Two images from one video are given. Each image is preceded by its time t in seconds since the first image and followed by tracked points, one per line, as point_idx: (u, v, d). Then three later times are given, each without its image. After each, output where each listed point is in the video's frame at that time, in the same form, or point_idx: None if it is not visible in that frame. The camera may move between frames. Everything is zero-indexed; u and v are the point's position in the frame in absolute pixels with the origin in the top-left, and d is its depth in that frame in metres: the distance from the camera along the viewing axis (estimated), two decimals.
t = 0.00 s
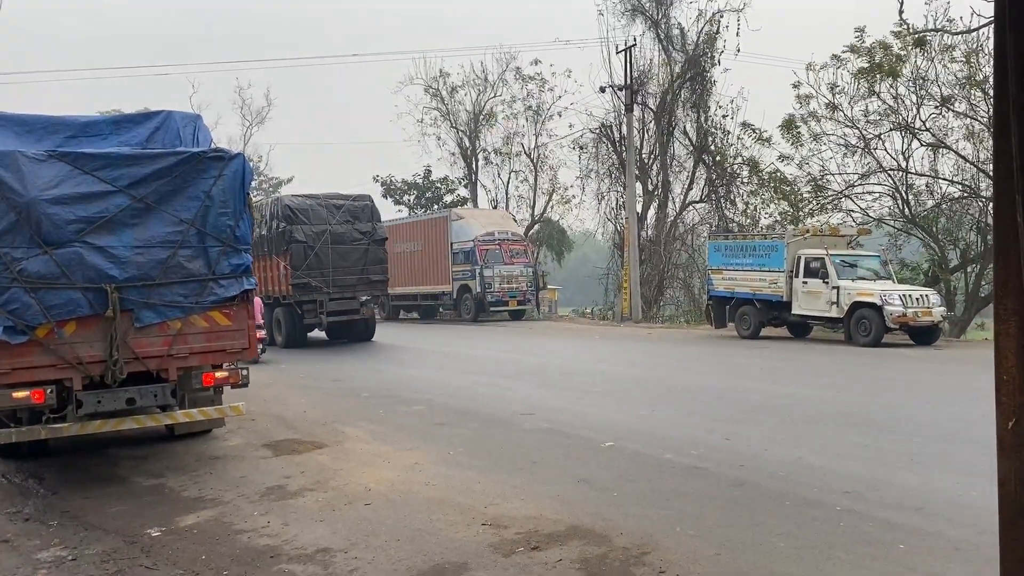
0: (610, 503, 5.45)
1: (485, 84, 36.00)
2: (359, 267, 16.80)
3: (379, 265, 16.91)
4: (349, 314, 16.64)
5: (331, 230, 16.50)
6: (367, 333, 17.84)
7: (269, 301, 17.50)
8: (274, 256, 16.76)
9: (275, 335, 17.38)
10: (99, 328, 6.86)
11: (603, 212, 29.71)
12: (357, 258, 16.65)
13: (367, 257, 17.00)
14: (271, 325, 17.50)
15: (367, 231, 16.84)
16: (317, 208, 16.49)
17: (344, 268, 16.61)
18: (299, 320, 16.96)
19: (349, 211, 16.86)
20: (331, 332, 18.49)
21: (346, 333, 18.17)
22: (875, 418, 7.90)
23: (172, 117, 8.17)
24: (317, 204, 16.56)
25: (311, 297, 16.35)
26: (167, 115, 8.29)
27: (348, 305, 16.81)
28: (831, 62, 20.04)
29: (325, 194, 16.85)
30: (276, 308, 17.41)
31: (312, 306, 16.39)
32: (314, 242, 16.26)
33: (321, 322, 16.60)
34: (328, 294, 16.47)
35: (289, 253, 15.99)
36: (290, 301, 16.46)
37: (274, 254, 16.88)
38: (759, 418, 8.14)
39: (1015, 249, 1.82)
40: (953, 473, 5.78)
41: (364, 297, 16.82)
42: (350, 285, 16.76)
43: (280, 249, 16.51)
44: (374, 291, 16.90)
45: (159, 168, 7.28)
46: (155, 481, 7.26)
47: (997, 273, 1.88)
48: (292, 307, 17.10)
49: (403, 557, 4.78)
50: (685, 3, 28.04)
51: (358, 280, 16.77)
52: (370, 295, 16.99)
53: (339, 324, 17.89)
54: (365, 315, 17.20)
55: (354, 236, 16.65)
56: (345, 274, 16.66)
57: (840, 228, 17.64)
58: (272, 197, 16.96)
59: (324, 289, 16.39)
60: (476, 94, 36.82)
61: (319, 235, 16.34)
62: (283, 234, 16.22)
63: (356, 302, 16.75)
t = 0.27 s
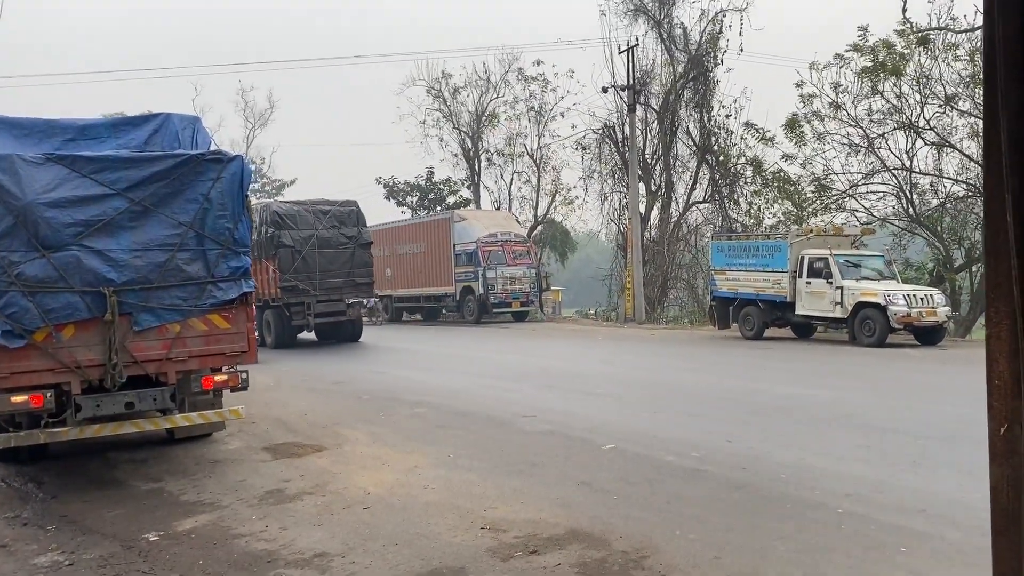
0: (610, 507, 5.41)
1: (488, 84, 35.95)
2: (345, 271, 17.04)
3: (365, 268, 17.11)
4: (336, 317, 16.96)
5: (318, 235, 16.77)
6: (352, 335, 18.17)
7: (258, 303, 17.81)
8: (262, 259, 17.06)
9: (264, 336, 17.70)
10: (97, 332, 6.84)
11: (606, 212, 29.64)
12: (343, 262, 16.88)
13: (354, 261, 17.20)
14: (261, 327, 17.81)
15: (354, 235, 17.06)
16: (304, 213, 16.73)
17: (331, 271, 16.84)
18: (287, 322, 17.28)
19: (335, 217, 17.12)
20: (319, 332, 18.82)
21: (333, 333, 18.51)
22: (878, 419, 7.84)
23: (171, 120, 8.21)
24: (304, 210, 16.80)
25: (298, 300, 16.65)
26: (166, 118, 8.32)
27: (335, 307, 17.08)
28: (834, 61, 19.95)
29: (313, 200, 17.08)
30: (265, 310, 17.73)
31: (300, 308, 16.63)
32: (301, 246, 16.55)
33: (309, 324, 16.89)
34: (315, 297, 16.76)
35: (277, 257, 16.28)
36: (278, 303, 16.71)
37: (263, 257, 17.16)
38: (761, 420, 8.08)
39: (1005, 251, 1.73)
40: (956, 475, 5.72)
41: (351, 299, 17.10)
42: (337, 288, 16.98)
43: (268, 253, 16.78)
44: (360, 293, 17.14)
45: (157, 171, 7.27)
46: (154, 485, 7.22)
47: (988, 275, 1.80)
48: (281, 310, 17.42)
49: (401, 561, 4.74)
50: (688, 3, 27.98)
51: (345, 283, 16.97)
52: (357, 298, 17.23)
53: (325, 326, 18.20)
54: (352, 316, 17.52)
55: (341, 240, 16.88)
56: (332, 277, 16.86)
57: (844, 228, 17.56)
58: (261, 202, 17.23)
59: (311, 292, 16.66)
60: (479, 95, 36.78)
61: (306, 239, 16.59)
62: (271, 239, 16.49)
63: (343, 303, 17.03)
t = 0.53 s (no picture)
0: (606, 512, 5.36)
1: (492, 89, 36.01)
2: (335, 277, 17.53)
3: (354, 274, 17.63)
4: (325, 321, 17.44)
5: (308, 242, 17.29)
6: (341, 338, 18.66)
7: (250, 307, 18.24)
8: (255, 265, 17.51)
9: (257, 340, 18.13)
10: (95, 337, 6.84)
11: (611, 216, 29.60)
12: (333, 268, 17.39)
13: (343, 268, 17.71)
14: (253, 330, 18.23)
15: (342, 243, 17.62)
16: (295, 222, 17.24)
17: (322, 277, 17.33)
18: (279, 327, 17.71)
19: (324, 226, 17.69)
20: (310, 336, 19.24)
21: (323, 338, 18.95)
22: (880, 423, 7.78)
23: (170, 125, 8.16)
24: (295, 219, 17.32)
25: (290, 304, 17.12)
26: (165, 123, 8.26)
27: (325, 311, 17.61)
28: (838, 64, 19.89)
29: (303, 210, 17.61)
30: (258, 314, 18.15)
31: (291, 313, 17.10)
32: (292, 254, 17.05)
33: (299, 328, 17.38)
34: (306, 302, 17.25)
35: (268, 264, 16.76)
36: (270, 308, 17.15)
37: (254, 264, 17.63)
38: (762, 424, 8.03)
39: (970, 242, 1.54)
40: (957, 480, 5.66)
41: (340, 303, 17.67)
42: (327, 293, 17.48)
43: (260, 261, 17.25)
44: (349, 298, 17.66)
45: (155, 176, 7.26)
46: (152, 490, 7.21)
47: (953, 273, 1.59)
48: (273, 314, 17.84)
49: (393, 568, 4.71)
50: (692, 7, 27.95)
51: (335, 288, 17.48)
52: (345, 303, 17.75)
53: (315, 330, 18.69)
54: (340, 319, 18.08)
55: (330, 248, 17.44)
56: (322, 282, 17.36)
57: (848, 231, 17.48)
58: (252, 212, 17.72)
59: (302, 297, 17.14)
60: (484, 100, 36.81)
61: (297, 247, 17.08)
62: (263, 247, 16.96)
63: (332, 308, 17.58)
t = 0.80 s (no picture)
0: (601, 522, 5.27)
1: (499, 96, 36.00)
2: (326, 286, 17.88)
3: (345, 282, 17.98)
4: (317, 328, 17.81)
5: (300, 253, 17.58)
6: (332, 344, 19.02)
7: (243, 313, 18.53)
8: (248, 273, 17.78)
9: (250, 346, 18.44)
10: (91, 346, 6.79)
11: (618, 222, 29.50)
12: (324, 277, 17.71)
13: (333, 277, 18.05)
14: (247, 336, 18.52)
15: (334, 253, 17.93)
16: (288, 233, 17.54)
17: (313, 286, 17.66)
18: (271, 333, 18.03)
19: (316, 236, 17.97)
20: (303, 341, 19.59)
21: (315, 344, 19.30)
22: (884, 431, 7.65)
23: (167, 132, 8.13)
24: (287, 230, 17.61)
25: (282, 312, 17.45)
26: (162, 130, 8.24)
27: (316, 318, 17.97)
28: (845, 68, 19.76)
29: (294, 220, 17.90)
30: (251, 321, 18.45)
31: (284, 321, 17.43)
32: (284, 264, 17.37)
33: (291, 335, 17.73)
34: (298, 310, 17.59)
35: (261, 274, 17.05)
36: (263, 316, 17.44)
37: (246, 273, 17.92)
38: (764, 432, 7.91)
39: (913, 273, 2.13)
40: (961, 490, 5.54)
41: (331, 311, 18.05)
42: (317, 302, 17.86)
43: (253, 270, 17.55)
44: (340, 306, 18.03)
45: (151, 184, 7.23)
46: (148, 500, 7.16)
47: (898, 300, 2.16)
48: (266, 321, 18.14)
49: None
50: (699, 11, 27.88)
51: (325, 297, 17.86)
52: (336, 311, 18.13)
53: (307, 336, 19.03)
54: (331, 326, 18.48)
55: (321, 257, 17.76)
56: (313, 291, 17.70)
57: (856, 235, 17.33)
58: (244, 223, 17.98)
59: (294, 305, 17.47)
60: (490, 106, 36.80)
61: (289, 257, 17.38)
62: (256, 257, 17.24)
63: (323, 315, 17.96)
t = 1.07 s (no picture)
0: (603, 533, 5.23)
1: (509, 104, 36.05)
2: (322, 296, 18.34)
3: (341, 292, 18.45)
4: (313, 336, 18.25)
5: (297, 264, 18.01)
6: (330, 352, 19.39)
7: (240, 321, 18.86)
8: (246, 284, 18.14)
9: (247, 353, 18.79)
10: (95, 356, 6.81)
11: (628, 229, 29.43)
12: (321, 287, 18.17)
13: (330, 287, 18.49)
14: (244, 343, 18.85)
15: (330, 264, 18.37)
16: (286, 246, 17.95)
17: (310, 296, 18.09)
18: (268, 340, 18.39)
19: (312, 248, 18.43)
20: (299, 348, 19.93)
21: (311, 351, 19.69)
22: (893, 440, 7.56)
23: (173, 141, 8.17)
24: (285, 242, 18.01)
25: (280, 321, 17.87)
26: (168, 138, 8.28)
27: (313, 327, 18.39)
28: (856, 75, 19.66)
29: (291, 233, 18.30)
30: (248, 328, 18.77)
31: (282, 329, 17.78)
32: (283, 274, 17.76)
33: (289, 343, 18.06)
34: (295, 318, 18.04)
35: (260, 284, 17.41)
36: (261, 325, 17.78)
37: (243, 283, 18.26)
38: (770, 441, 7.84)
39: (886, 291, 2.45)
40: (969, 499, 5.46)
41: (328, 320, 18.52)
42: (314, 311, 18.29)
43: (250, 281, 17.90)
44: (335, 315, 18.50)
45: (156, 193, 7.26)
46: (151, 509, 7.16)
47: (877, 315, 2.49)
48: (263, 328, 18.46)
49: None
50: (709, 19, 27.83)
51: (322, 306, 18.31)
52: (331, 319, 18.59)
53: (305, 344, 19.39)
54: (327, 335, 18.92)
55: (318, 268, 18.20)
56: (310, 301, 18.13)
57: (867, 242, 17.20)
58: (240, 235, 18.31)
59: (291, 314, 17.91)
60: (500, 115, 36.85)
61: (287, 269, 17.80)
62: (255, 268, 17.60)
63: (320, 324, 18.42)
